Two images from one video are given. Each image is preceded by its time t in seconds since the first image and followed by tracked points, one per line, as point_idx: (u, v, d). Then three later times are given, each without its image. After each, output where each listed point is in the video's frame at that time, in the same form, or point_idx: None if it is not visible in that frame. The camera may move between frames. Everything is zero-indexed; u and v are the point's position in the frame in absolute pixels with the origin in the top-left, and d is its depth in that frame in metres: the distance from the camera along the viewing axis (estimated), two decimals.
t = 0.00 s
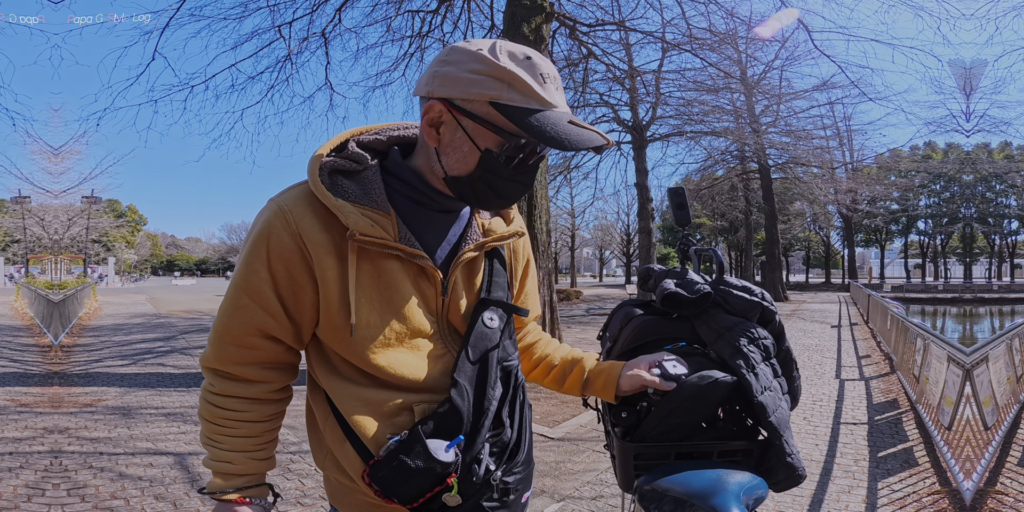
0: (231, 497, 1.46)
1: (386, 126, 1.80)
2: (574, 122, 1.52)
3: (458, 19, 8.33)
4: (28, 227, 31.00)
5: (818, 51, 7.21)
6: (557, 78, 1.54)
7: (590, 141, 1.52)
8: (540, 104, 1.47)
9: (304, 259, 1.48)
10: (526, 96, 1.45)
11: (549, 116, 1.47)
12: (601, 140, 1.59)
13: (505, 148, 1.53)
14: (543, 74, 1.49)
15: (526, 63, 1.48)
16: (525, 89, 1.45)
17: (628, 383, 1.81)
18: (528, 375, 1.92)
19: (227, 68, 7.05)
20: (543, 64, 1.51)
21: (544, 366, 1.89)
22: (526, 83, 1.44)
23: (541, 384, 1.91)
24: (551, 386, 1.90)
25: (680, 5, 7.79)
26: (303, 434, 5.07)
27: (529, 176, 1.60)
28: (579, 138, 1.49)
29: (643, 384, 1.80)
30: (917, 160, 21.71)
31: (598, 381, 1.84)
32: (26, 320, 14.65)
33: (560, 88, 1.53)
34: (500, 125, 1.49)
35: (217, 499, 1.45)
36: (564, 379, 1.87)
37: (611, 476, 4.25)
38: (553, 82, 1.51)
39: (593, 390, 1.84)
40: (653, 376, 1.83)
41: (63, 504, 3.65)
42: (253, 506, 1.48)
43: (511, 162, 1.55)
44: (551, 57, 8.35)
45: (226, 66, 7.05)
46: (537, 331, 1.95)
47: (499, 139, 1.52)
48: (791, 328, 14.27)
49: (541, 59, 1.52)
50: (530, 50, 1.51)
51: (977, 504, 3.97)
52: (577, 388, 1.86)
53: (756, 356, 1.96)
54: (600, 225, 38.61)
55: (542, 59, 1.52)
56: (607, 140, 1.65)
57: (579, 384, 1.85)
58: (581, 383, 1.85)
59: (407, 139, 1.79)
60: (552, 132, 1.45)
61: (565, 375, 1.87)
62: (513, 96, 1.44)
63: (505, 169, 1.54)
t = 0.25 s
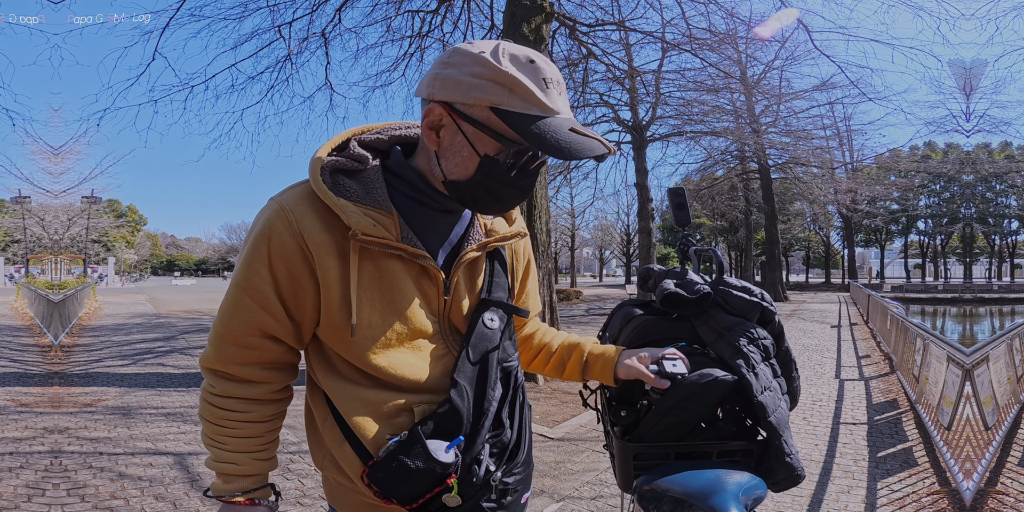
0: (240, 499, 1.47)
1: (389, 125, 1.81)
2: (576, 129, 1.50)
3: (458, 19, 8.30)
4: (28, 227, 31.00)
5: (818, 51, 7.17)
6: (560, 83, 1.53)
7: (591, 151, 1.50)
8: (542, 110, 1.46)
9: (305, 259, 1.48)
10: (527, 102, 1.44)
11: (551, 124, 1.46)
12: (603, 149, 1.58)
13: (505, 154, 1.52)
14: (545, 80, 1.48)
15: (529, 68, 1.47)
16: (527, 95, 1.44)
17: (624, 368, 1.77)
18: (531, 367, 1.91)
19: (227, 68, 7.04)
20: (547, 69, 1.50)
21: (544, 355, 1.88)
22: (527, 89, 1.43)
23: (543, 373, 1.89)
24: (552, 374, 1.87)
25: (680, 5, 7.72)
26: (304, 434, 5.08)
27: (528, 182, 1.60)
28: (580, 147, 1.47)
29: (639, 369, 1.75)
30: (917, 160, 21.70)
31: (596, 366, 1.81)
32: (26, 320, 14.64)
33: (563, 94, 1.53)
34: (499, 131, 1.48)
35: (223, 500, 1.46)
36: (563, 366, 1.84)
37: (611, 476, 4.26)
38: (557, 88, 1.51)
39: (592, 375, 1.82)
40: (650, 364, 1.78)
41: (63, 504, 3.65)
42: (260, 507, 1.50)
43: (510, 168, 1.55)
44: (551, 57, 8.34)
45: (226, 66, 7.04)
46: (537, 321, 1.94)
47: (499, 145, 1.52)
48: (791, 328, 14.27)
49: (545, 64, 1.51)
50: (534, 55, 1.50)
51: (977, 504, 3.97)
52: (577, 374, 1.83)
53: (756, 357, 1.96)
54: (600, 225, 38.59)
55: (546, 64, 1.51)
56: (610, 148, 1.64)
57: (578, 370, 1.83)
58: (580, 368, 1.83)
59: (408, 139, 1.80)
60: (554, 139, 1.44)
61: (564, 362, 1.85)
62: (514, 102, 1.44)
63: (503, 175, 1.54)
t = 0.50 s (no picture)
0: (241, 500, 1.48)
1: (394, 125, 1.80)
2: (587, 145, 1.49)
3: (458, 19, 8.17)
4: (27, 227, 30.98)
5: (820, 52, 7.00)
6: (576, 95, 1.53)
7: (602, 168, 1.50)
8: (554, 123, 1.45)
9: (310, 262, 1.47)
10: (540, 115, 1.44)
11: (563, 137, 1.46)
12: (615, 165, 1.57)
13: (514, 164, 1.52)
14: (560, 91, 1.47)
15: (545, 78, 1.46)
16: (540, 108, 1.43)
17: (634, 350, 1.76)
18: (540, 361, 1.90)
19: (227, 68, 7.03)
20: (563, 80, 1.49)
21: (553, 346, 1.88)
22: (541, 101, 1.43)
23: (554, 367, 1.88)
24: (562, 365, 1.87)
25: (680, 5, 7.49)
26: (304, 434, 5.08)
27: (534, 194, 1.60)
28: (592, 164, 1.46)
29: (649, 349, 1.75)
30: (917, 160, 21.69)
31: (607, 350, 1.81)
32: (25, 320, 14.64)
33: (577, 107, 1.52)
34: (510, 142, 1.48)
35: (227, 502, 1.46)
36: (574, 356, 1.85)
37: (611, 476, 4.25)
38: (571, 100, 1.50)
39: (603, 361, 1.81)
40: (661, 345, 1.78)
41: (63, 504, 3.65)
42: (264, 508, 1.52)
43: (518, 178, 1.55)
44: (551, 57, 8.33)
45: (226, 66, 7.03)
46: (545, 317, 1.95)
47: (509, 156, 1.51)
48: (791, 328, 14.26)
49: (561, 75, 1.50)
50: (551, 64, 1.49)
51: (977, 504, 3.97)
52: (589, 362, 1.84)
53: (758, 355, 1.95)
54: (600, 225, 38.57)
55: (562, 74, 1.50)
56: (622, 163, 1.63)
57: (590, 357, 1.83)
58: (592, 355, 1.83)
59: (413, 139, 1.79)
60: (566, 152, 1.43)
61: (575, 351, 1.85)
62: (527, 114, 1.43)
63: (511, 185, 1.54)
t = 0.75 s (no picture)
0: (247, 502, 1.48)
1: (392, 126, 1.80)
2: (585, 144, 1.50)
3: (458, 19, 8.13)
4: (28, 227, 30.97)
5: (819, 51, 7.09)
6: (573, 94, 1.53)
7: (601, 167, 1.50)
8: (553, 123, 1.46)
9: (311, 265, 1.47)
10: (538, 114, 1.44)
11: (561, 137, 1.46)
12: (613, 164, 1.57)
13: (512, 164, 1.52)
14: (558, 91, 1.48)
15: (542, 77, 1.47)
16: (538, 107, 1.43)
17: (635, 354, 1.74)
18: (542, 359, 1.91)
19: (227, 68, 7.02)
20: (560, 79, 1.49)
21: (556, 347, 1.88)
22: (538, 100, 1.43)
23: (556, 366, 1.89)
24: (564, 364, 1.87)
25: (680, 5, 7.52)
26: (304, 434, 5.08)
27: (533, 193, 1.60)
28: (591, 162, 1.47)
29: (649, 351, 1.73)
30: (917, 160, 21.69)
31: (607, 352, 1.80)
32: (25, 320, 14.65)
33: (575, 106, 1.52)
34: (507, 142, 1.48)
35: (231, 504, 1.47)
36: (575, 356, 1.85)
37: (611, 476, 4.25)
38: (569, 98, 1.50)
39: (605, 363, 1.81)
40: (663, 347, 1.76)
41: (63, 504, 3.65)
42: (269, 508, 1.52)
43: (515, 177, 1.55)
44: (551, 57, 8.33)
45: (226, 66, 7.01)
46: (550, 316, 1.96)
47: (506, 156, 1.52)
48: (791, 328, 14.26)
49: (559, 73, 1.50)
50: (548, 62, 1.49)
51: (977, 504, 3.97)
52: (590, 363, 1.83)
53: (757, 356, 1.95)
54: (600, 225, 38.56)
55: (559, 74, 1.51)
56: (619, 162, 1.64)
57: (591, 358, 1.83)
58: (593, 356, 1.83)
59: (411, 140, 1.79)
60: (563, 152, 1.43)
61: (575, 352, 1.85)
62: (524, 113, 1.43)
63: (509, 186, 1.54)
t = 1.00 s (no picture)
0: (248, 503, 1.48)
1: (389, 127, 1.80)
2: (582, 145, 1.50)
3: (457, 19, 8.26)
4: (28, 227, 30.96)
5: (818, 51, 7.12)
6: (569, 95, 1.53)
7: (597, 168, 1.50)
8: (548, 125, 1.45)
9: (311, 266, 1.48)
10: (534, 116, 1.44)
11: (557, 138, 1.46)
12: (610, 165, 1.57)
13: (509, 165, 1.52)
14: (553, 92, 1.48)
15: (537, 78, 1.47)
16: (534, 108, 1.43)
17: (635, 341, 1.74)
18: (543, 354, 1.92)
19: (227, 68, 7.02)
20: (555, 80, 1.49)
21: (557, 340, 1.89)
22: (534, 102, 1.43)
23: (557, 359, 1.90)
24: (564, 357, 1.87)
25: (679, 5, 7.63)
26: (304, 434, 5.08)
27: (530, 195, 1.59)
28: (587, 164, 1.46)
29: (645, 335, 1.74)
30: (916, 160, 21.69)
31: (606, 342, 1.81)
32: (25, 320, 14.65)
33: (571, 107, 1.52)
34: (503, 144, 1.48)
35: (233, 505, 1.47)
36: (575, 348, 1.85)
37: (611, 476, 4.25)
38: (565, 99, 1.50)
39: (605, 353, 1.81)
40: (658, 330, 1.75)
41: (63, 504, 3.65)
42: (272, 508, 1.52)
43: (512, 179, 1.55)
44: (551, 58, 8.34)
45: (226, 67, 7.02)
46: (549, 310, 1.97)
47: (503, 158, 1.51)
48: (791, 328, 14.27)
49: (554, 75, 1.51)
50: (543, 63, 1.50)
51: (977, 504, 3.97)
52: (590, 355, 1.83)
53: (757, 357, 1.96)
54: (599, 225, 38.57)
55: (555, 75, 1.51)
56: (616, 164, 1.64)
57: (590, 349, 1.83)
58: (593, 347, 1.83)
59: (409, 141, 1.79)
60: (559, 153, 1.43)
61: (575, 343, 1.86)
62: (519, 115, 1.44)
63: (507, 187, 1.53)
